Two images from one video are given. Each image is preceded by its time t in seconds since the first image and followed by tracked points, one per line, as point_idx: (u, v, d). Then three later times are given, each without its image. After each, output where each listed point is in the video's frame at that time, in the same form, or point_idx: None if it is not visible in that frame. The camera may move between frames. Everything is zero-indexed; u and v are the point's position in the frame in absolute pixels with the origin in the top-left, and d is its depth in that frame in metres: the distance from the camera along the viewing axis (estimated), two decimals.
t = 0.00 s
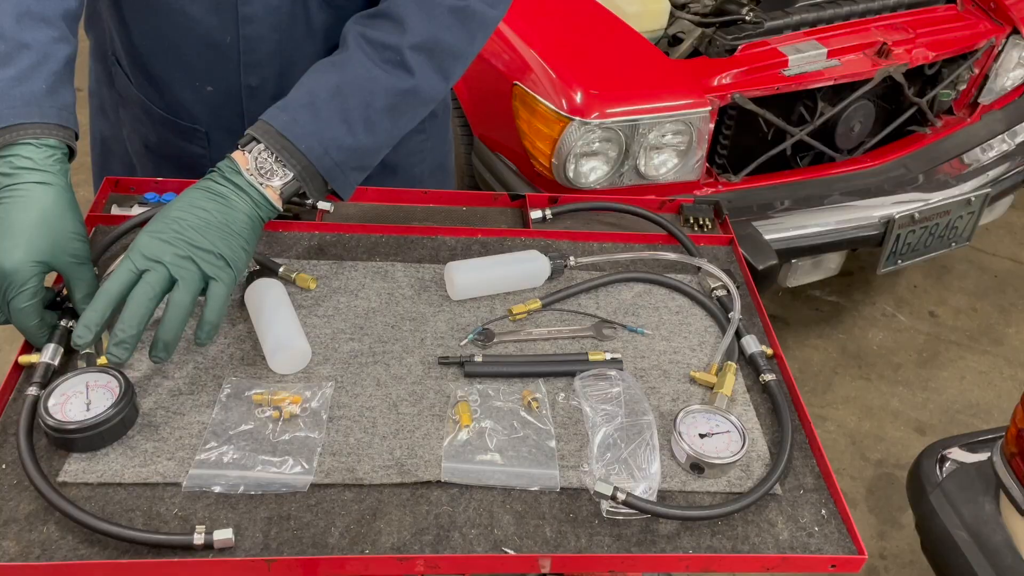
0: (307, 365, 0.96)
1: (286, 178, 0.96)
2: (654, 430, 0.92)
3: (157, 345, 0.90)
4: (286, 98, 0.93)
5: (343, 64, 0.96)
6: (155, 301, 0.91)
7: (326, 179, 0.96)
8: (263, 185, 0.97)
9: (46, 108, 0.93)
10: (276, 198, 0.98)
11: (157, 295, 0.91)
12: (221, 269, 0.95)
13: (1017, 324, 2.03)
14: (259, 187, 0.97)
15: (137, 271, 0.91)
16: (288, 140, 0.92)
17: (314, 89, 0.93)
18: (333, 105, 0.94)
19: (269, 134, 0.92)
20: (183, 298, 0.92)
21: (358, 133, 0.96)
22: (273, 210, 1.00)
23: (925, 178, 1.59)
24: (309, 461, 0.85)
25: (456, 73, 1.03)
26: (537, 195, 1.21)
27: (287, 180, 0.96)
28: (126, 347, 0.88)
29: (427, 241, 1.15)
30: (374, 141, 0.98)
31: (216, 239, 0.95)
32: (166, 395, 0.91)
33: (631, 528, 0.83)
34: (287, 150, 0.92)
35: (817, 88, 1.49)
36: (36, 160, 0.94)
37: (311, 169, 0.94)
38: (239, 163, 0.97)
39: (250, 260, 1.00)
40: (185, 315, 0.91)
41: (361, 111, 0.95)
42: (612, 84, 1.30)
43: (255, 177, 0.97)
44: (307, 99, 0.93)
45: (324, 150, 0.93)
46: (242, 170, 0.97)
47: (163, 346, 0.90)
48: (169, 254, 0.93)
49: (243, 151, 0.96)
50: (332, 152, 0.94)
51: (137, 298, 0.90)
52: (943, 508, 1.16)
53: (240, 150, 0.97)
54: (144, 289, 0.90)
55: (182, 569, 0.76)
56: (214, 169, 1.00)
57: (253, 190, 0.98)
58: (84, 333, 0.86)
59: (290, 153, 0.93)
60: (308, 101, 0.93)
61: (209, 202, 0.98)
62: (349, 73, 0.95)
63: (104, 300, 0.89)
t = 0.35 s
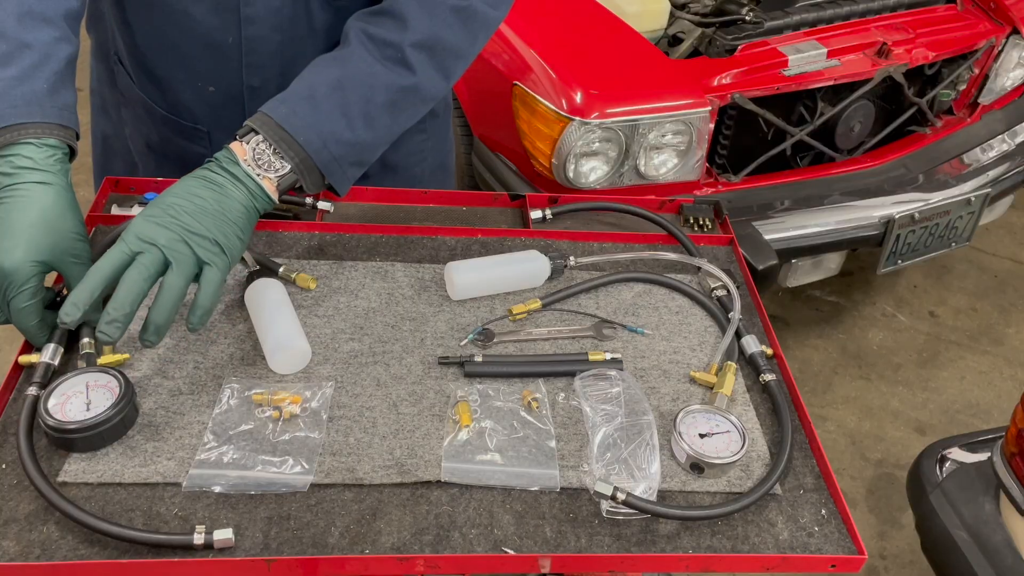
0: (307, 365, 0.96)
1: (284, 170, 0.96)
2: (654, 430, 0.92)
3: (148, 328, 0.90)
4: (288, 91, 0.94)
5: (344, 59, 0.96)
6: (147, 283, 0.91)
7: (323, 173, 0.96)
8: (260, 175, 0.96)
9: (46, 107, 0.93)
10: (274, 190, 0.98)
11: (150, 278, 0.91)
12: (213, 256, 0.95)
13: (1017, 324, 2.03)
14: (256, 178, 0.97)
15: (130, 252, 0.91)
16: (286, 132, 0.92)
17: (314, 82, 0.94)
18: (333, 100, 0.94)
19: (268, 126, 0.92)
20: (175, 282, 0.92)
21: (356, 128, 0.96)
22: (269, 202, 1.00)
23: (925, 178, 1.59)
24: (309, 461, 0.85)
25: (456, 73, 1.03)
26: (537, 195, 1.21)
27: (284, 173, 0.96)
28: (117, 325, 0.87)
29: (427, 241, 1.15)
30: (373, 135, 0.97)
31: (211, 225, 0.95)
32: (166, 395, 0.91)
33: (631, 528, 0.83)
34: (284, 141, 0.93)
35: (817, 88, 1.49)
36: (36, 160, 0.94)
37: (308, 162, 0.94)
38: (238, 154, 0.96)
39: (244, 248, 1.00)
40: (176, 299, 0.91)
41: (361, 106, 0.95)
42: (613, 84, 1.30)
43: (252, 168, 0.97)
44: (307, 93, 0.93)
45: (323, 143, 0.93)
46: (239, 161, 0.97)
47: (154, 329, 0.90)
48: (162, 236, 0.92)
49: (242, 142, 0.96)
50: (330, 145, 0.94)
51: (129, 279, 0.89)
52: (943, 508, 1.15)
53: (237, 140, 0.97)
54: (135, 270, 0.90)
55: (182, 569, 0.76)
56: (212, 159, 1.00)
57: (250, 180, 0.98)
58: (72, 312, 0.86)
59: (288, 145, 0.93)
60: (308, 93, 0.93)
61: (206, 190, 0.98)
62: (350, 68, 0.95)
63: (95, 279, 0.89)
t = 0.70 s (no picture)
0: (307, 365, 0.96)
1: (293, 188, 0.96)
2: (654, 430, 0.92)
3: (175, 365, 0.89)
4: (290, 109, 0.93)
5: (344, 72, 0.96)
6: (172, 324, 0.91)
7: (331, 187, 0.96)
8: (269, 196, 0.97)
9: (47, 108, 0.93)
10: (283, 209, 0.98)
11: (172, 318, 0.92)
12: (233, 287, 0.95)
13: (1017, 324, 2.03)
14: (266, 199, 0.97)
15: (152, 295, 0.92)
16: (292, 150, 0.92)
17: (317, 98, 0.93)
18: (336, 114, 0.94)
19: (274, 146, 0.92)
20: (199, 319, 0.92)
21: (361, 141, 0.96)
22: (280, 221, 1.00)
23: (925, 179, 1.59)
24: (308, 460, 0.85)
25: (457, 75, 1.03)
26: (537, 195, 1.21)
27: (292, 191, 0.96)
28: (149, 374, 0.88)
29: (427, 241, 1.16)
30: (378, 147, 0.98)
31: (226, 256, 0.95)
32: (167, 395, 0.91)
33: (631, 528, 0.83)
34: (291, 160, 0.93)
35: (817, 88, 1.49)
36: (36, 160, 0.94)
37: (316, 178, 0.95)
38: (246, 175, 0.97)
39: (259, 271, 1.00)
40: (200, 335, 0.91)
41: (364, 119, 0.95)
42: (613, 84, 1.30)
43: (261, 189, 0.97)
44: (309, 109, 0.93)
45: (328, 158, 0.94)
46: (248, 182, 0.97)
47: (181, 367, 0.89)
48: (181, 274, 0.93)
49: (249, 164, 0.96)
50: (335, 160, 0.94)
51: (155, 323, 0.90)
52: (943, 508, 1.15)
53: (244, 162, 0.97)
54: (160, 314, 0.91)
55: (182, 569, 0.76)
56: (218, 183, 1.00)
57: (259, 202, 0.98)
58: (103, 358, 0.87)
59: (295, 164, 0.93)
60: (309, 103, 0.93)
61: (217, 219, 0.98)
62: (351, 81, 0.95)
63: (121, 325, 0.89)
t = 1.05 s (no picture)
0: (307, 365, 0.96)
1: (293, 186, 0.96)
2: (654, 430, 0.92)
3: (163, 358, 0.89)
4: (291, 106, 0.93)
5: (345, 71, 0.95)
6: (162, 314, 0.91)
7: (332, 186, 0.96)
8: (270, 194, 0.97)
9: (48, 107, 0.93)
10: (284, 208, 0.99)
11: (163, 309, 0.91)
12: (227, 283, 0.95)
13: (1017, 324, 2.03)
14: (266, 197, 0.97)
15: (144, 284, 0.91)
16: (293, 148, 0.92)
17: (318, 96, 0.93)
18: (338, 113, 0.94)
19: (274, 143, 0.92)
20: (190, 312, 0.92)
21: (362, 139, 0.96)
22: (280, 220, 1.00)
23: (925, 179, 1.59)
24: (308, 460, 0.85)
25: (458, 75, 1.03)
26: (537, 195, 1.21)
27: (292, 189, 0.97)
28: (131, 359, 0.87)
29: (427, 241, 1.16)
30: (380, 144, 0.98)
31: (222, 252, 0.95)
32: (166, 395, 0.91)
33: (631, 528, 0.83)
34: (292, 159, 0.93)
35: (817, 88, 1.49)
36: (36, 159, 0.94)
37: (316, 177, 0.95)
38: (246, 173, 0.97)
39: (254, 270, 1.00)
40: (192, 329, 0.91)
41: (367, 117, 0.96)
42: (613, 83, 1.30)
43: (262, 186, 0.97)
44: (311, 107, 0.93)
45: (330, 157, 0.94)
46: (249, 180, 0.97)
47: (170, 359, 0.89)
48: (175, 266, 0.92)
49: (250, 162, 0.96)
50: (337, 158, 0.94)
51: (146, 311, 0.89)
52: (943, 508, 1.15)
53: (247, 159, 0.97)
54: (151, 303, 0.90)
55: (182, 569, 0.76)
56: (220, 179, 1.00)
57: (260, 200, 0.98)
58: (91, 344, 0.86)
59: (296, 162, 0.93)
60: (310, 99, 0.93)
61: (216, 213, 0.98)
62: (352, 80, 0.95)
63: (111, 312, 0.88)
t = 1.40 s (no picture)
0: (307, 365, 0.96)
1: (293, 186, 0.97)
2: (654, 430, 0.92)
3: (167, 365, 0.89)
4: (290, 107, 0.93)
5: (344, 71, 0.96)
6: (166, 323, 0.91)
7: (332, 186, 0.96)
8: (270, 194, 0.97)
9: (48, 107, 0.93)
10: (284, 208, 0.99)
11: (166, 318, 0.91)
12: (228, 288, 0.95)
13: (1017, 324, 2.03)
14: (266, 197, 0.97)
15: (147, 294, 0.92)
16: (292, 148, 0.93)
17: (317, 96, 0.93)
18: (336, 113, 0.94)
19: (274, 143, 0.93)
20: (194, 319, 0.92)
21: (361, 139, 0.96)
22: (279, 220, 1.00)
23: (925, 178, 1.59)
24: (308, 461, 0.85)
25: (457, 74, 1.03)
26: (537, 195, 1.21)
27: (292, 189, 0.97)
28: (137, 369, 0.87)
29: (427, 241, 1.16)
30: (379, 145, 0.98)
31: (223, 257, 0.95)
32: (167, 396, 0.91)
33: (631, 528, 0.83)
34: (291, 158, 0.93)
35: (817, 87, 1.49)
36: (37, 159, 0.94)
37: (316, 177, 0.95)
38: (245, 174, 0.97)
39: (257, 272, 1.00)
40: (194, 337, 0.91)
41: (365, 117, 0.96)
42: (613, 83, 1.30)
43: (261, 187, 0.97)
44: (310, 108, 0.93)
45: (329, 157, 0.94)
46: (247, 181, 0.97)
47: (174, 367, 0.89)
48: (177, 274, 0.93)
49: (249, 162, 0.96)
50: (336, 158, 0.94)
51: (149, 320, 0.90)
52: (943, 508, 1.15)
53: (245, 160, 0.97)
54: (153, 312, 0.90)
55: (182, 569, 0.76)
56: (218, 181, 1.00)
57: (259, 201, 0.98)
58: (98, 356, 0.87)
59: (296, 163, 0.93)
60: (309, 98, 0.93)
61: (216, 218, 0.98)
62: (351, 80, 0.95)
63: (115, 324, 0.89)
